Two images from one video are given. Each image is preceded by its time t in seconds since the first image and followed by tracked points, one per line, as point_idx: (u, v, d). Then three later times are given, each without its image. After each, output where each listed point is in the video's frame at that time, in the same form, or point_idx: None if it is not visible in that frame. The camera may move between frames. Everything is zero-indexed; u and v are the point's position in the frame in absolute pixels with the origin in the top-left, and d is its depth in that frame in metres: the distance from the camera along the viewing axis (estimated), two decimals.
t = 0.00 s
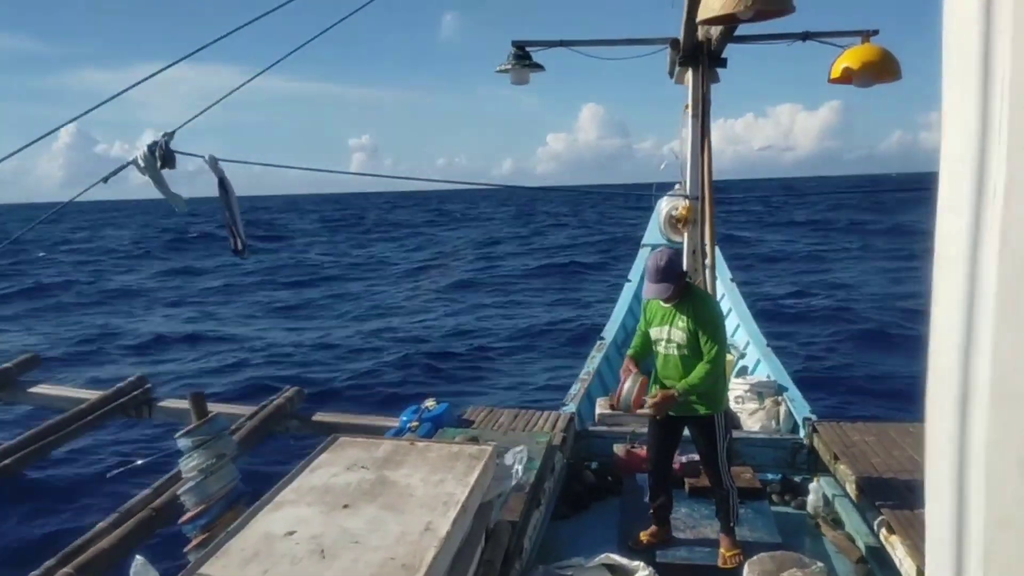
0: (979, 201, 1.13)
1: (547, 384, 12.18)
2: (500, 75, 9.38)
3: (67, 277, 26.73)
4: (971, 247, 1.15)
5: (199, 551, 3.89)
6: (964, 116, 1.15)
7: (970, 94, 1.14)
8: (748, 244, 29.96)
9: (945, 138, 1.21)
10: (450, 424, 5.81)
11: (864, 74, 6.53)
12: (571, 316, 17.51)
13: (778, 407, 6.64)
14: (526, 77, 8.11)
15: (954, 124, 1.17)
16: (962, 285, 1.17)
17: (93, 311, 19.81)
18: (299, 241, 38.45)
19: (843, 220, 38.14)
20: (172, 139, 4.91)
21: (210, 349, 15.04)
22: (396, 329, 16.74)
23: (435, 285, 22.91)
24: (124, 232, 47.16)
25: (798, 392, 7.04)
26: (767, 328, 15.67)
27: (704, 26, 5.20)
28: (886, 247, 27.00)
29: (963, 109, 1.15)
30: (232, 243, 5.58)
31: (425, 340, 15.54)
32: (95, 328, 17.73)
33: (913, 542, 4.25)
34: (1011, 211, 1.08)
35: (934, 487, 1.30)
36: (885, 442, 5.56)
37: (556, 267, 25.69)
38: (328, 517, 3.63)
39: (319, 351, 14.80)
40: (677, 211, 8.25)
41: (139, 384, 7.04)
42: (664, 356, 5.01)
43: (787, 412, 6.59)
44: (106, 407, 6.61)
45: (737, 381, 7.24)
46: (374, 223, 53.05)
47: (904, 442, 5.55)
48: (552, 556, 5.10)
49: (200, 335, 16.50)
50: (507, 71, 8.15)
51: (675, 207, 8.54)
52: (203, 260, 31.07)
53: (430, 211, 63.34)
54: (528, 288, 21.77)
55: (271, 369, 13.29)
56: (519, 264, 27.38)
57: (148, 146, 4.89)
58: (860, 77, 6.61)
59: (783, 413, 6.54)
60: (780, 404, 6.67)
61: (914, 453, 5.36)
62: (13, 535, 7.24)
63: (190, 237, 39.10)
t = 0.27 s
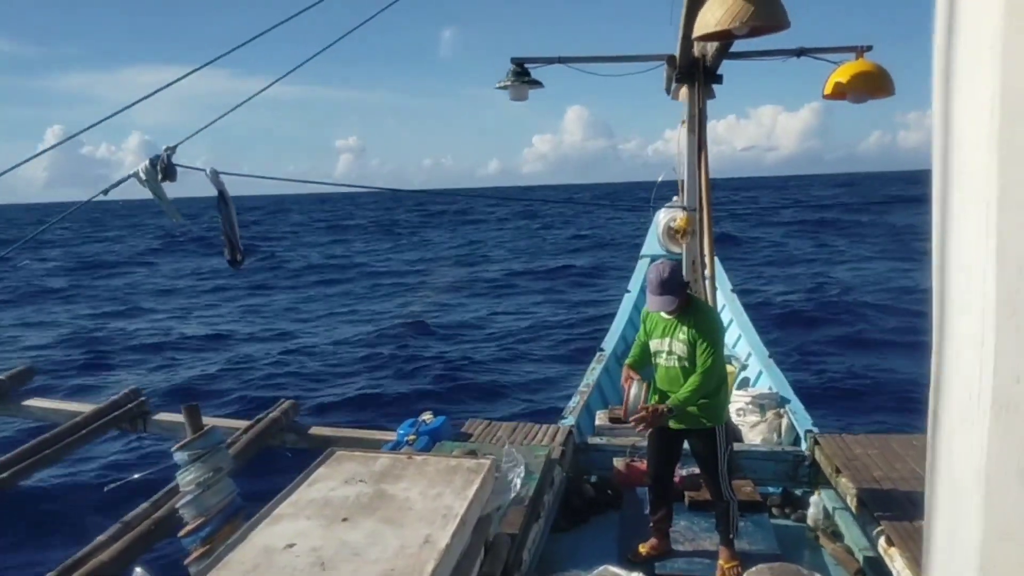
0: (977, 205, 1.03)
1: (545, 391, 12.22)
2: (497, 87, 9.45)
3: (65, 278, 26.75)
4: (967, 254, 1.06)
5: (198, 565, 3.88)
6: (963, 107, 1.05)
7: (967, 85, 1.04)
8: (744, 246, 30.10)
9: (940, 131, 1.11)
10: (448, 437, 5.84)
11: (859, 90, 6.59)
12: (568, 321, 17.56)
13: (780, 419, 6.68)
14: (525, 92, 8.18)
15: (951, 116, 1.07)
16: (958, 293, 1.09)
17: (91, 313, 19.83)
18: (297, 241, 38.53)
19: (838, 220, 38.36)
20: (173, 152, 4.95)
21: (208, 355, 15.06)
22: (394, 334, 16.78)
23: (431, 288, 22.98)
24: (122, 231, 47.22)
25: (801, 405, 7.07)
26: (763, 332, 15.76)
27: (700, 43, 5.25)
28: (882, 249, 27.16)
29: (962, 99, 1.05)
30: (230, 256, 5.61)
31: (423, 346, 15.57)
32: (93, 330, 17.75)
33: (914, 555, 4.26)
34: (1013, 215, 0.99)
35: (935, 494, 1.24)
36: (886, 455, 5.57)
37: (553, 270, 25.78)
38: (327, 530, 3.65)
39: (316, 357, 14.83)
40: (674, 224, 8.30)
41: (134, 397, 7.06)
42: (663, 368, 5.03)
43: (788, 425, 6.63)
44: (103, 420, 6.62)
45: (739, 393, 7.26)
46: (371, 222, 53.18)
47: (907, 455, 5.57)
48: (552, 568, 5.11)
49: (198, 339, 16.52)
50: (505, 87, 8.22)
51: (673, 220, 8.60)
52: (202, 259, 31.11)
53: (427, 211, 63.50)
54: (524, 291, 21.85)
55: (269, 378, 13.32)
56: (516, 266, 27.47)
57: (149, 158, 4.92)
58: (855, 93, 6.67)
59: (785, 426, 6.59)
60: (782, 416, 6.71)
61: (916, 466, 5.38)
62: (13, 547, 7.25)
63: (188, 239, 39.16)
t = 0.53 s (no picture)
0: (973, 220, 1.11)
1: (543, 395, 12.18)
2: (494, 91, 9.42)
3: (62, 280, 26.69)
4: (966, 264, 1.13)
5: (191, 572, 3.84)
6: (963, 128, 1.13)
7: (966, 110, 1.12)
8: (741, 247, 30.05)
9: (943, 150, 1.19)
10: (444, 443, 5.79)
11: (858, 93, 6.56)
12: (565, 323, 17.51)
13: (777, 424, 6.65)
14: (522, 96, 8.15)
15: (949, 133, 1.15)
16: (957, 301, 1.17)
17: (87, 315, 19.79)
18: (294, 242, 38.49)
19: (836, 218, 38.32)
20: (173, 159, 4.92)
21: (205, 359, 15.02)
22: (391, 337, 16.73)
23: (428, 291, 22.93)
24: (119, 233, 47.16)
25: (797, 409, 7.04)
26: (761, 334, 15.71)
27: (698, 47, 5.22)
28: (879, 248, 27.13)
29: (962, 120, 1.13)
30: (235, 262, 5.56)
31: (420, 348, 15.52)
32: (90, 334, 17.71)
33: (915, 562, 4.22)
34: (1007, 228, 1.06)
35: (935, 498, 1.30)
36: (886, 460, 5.53)
37: (551, 271, 25.74)
38: (321, 538, 3.61)
39: (313, 361, 14.77)
40: (671, 228, 8.27)
41: (130, 402, 7.01)
42: (660, 375, 4.98)
43: (787, 430, 6.60)
44: (98, 426, 6.58)
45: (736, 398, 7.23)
46: (369, 223, 53.16)
47: (906, 460, 5.53)
48: None
49: (194, 343, 16.47)
50: (503, 91, 8.19)
51: (670, 225, 8.57)
52: (199, 260, 31.06)
53: (425, 210, 63.45)
54: (521, 293, 21.79)
55: (265, 382, 13.27)
56: (514, 267, 27.43)
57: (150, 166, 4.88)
58: (854, 97, 6.64)
59: (783, 431, 6.55)
60: (779, 421, 6.67)
61: (916, 472, 5.34)
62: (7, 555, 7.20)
63: (185, 240, 39.11)
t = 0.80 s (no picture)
0: (963, 223, 1.10)
1: (542, 394, 12.20)
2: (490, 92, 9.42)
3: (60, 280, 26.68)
4: (957, 263, 1.12)
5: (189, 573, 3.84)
6: (954, 132, 1.13)
7: (958, 112, 1.11)
8: (739, 243, 30.06)
9: (935, 153, 1.18)
10: (442, 443, 5.80)
11: (852, 91, 6.58)
12: (564, 322, 17.52)
13: (773, 422, 6.67)
14: (518, 97, 8.16)
15: (940, 136, 1.15)
16: (948, 302, 1.16)
17: (86, 316, 19.80)
18: (292, 241, 38.49)
19: (834, 215, 38.36)
20: (165, 162, 4.92)
21: (203, 360, 15.02)
22: (389, 336, 16.74)
23: (426, 289, 22.95)
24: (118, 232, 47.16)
25: (793, 408, 7.05)
26: (758, 332, 15.75)
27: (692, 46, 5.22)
28: (877, 245, 27.14)
29: (954, 123, 1.13)
30: (236, 265, 5.59)
31: (418, 347, 15.53)
32: (88, 334, 17.70)
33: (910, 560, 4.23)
34: (993, 230, 1.06)
35: (927, 499, 1.29)
36: (881, 458, 5.55)
37: (549, 269, 25.75)
38: (319, 538, 3.61)
39: (311, 361, 14.78)
40: (667, 228, 8.28)
41: (128, 404, 7.00)
42: (658, 375, 4.98)
43: (782, 428, 6.61)
44: (97, 429, 6.57)
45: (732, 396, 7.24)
46: (368, 221, 53.15)
47: (900, 457, 5.54)
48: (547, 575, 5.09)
49: (193, 343, 16.48)
50: (498, 92, 8.19)
51: (666, 225, 8.57)
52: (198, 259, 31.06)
53: (423, 207, 63.46)
54: (519, 291, 21.82)
55: (264, 383, 13.28)
56: (512, 265, 27.43)
57: (143, 170, 4.89)
58: (849, 94, 6.65)
59: (779, 429, 6.57)
60: (775, 419, 6.69)
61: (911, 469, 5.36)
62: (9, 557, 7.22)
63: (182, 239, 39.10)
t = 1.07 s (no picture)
0: (963, 213, 1.11)
1: (540, 392, 12.19)
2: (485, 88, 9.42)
3: (57, 280, 26.65)
4: (957, 252, 1.13)
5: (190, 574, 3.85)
6: (951, 124, 1.14)
7: (956, 104, 1.12)
8: (736, 241, 30.06)
9: (934, 145, 1.19)
10: (442, 441, 5.81)
11: (847, 84, 6.58)
12: (562, 320, 17.52)
13: (772, 417, 6.68)
14: (513, 95, 8.15)
15: (939, 128, 1.16)
16: (948, 292, 1.16)
17: (83, 316, 19.77)
18: (289, 239, 38.44)
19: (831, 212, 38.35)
20: (160, 164, 4.92)
21: (201, 360, 15.01)
22: (387, 335, 16.72)
23: (422, 287, 22.95)
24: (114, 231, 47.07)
25: (793, 402, 7.06)
26: (755, 328, 15.77)
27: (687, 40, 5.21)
28: (874, 241, 27.14)
29: (952, 115, 1.14)
30: (233, 264, 5.57)
31: (416, 346, 15.52)
32: (85, 334, 17.67)
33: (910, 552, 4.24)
34: (992, 219, 1.06)
35: (931, 491, 1.29)
36: (881, 451, 5.55)
37: (546, 266, 25.73)
38: (320, 537, 3.62)
39: (310, 360, 14.78)
40: (665, 223, 8.29)
41: (127, 407, 6.99)
42: (660, 371, 4.99)
43: (781, 422, 6.62)
44: (96, 433, 6.56)
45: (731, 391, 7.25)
46: (364, 219, 53.11)
47: (900, 450, 5.55)
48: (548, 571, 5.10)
49: (191, 343, 16.46)
50: (494, 90, 8.19)
51: (663, 221, 8.57)
52: (194, 257, 31.01)
53: (420, 203, 63.40)
54: (516, 289, 21.83)
55: (262, 383, 13.27)
56: (509, 263, 27.41)
57: (139, 172, 4.88)
58: (844, 87, 6.66)
59: (778, 423, 6.57)
60: (774, 413, 6.70)
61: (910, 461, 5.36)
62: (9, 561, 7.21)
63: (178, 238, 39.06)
